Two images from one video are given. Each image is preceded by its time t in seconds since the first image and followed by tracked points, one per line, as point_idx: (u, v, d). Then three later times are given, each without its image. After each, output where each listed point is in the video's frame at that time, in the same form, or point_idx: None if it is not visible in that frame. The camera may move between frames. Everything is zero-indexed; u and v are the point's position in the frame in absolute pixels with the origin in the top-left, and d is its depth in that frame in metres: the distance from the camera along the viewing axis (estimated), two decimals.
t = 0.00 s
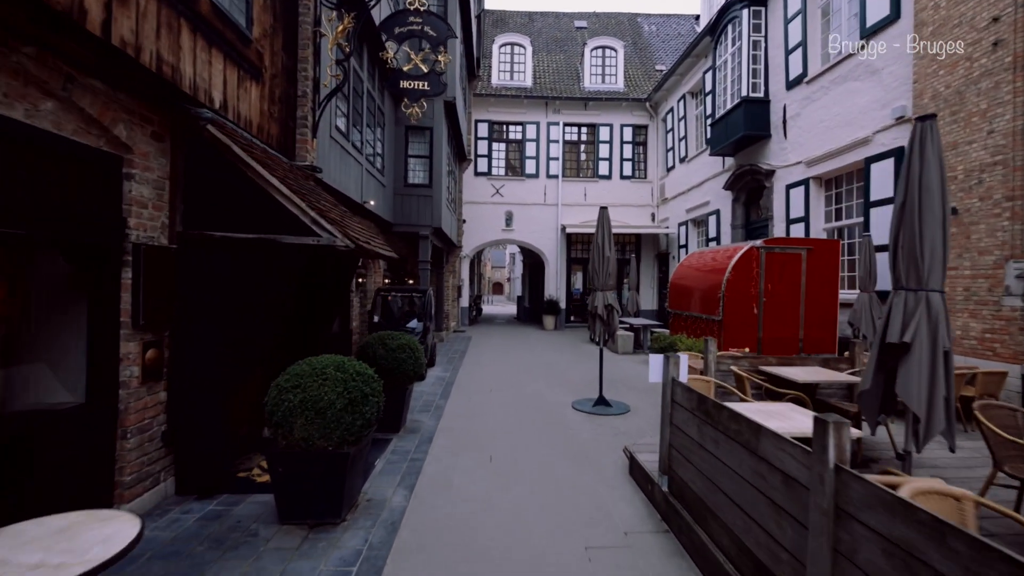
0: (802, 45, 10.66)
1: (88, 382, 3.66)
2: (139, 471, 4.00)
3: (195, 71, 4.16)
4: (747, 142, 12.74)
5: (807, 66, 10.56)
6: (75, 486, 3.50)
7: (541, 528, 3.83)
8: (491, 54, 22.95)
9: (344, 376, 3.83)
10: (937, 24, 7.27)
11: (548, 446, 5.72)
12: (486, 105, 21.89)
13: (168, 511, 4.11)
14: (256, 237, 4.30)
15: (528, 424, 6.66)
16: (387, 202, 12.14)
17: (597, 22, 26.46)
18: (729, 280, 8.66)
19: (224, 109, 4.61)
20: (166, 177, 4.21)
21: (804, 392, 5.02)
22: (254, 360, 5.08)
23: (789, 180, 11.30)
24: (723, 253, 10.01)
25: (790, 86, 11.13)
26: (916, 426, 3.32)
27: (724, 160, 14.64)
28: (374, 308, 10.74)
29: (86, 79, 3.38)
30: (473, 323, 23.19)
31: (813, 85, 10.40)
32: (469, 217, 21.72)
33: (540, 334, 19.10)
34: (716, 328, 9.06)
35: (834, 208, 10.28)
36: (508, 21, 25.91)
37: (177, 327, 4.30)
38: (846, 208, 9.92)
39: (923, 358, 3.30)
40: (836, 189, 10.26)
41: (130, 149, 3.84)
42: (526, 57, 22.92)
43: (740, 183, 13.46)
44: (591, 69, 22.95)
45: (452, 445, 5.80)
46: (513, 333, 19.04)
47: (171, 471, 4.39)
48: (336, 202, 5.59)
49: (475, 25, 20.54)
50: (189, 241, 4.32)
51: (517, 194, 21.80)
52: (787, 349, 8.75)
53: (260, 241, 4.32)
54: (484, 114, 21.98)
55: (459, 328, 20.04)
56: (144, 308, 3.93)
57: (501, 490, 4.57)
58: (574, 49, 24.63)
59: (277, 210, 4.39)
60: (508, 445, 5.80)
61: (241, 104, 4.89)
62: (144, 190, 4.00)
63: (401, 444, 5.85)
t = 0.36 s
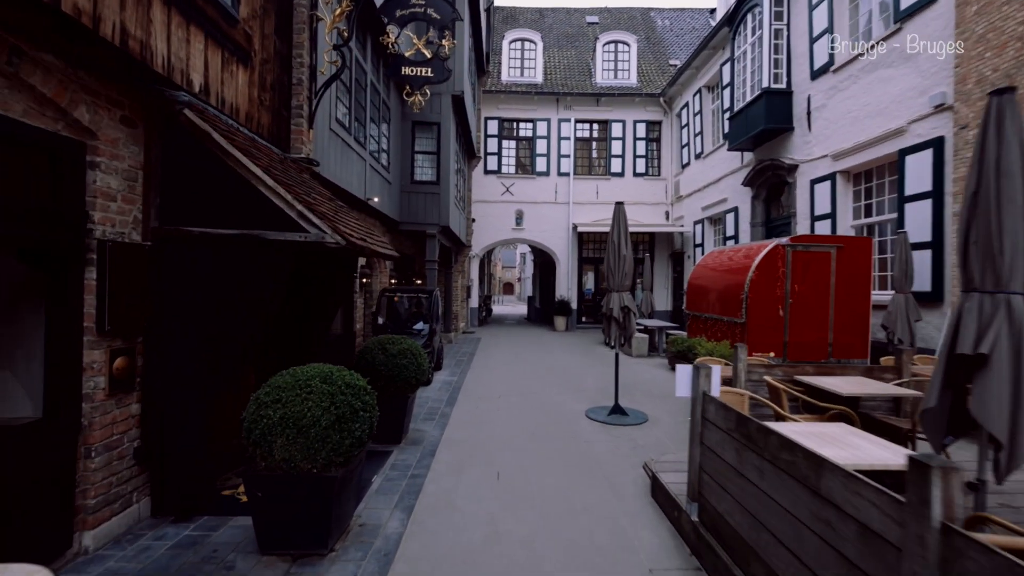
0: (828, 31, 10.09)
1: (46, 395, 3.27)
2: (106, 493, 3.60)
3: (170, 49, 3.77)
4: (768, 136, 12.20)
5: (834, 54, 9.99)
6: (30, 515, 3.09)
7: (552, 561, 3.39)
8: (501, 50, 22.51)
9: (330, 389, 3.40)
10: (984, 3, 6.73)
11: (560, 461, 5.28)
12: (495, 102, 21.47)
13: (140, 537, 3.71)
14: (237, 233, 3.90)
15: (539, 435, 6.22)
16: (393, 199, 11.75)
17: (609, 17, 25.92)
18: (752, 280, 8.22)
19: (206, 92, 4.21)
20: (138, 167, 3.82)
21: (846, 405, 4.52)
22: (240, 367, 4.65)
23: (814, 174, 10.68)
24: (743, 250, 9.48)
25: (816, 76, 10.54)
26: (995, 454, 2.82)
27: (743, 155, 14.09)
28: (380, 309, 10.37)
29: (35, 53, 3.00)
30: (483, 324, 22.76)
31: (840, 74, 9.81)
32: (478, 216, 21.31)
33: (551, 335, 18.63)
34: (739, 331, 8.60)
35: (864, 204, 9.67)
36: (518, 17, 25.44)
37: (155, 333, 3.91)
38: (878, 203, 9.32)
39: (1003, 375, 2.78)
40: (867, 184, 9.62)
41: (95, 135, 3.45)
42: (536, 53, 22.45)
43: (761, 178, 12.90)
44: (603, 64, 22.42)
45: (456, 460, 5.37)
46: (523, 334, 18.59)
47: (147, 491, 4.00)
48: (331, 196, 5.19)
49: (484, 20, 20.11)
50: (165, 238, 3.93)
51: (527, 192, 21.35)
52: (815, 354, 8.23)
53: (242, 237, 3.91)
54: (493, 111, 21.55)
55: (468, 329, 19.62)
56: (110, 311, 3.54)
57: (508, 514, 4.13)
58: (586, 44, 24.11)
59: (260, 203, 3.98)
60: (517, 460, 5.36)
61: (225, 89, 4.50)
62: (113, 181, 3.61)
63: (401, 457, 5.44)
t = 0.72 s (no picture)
0: (855, 17, 9.79)
1: None
2: (68, 519, 3.16)
3: (138, 21, 3.34)
4: (788, 130, 11.73)
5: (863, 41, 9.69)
6: None
7: None
8: (509, 47, 22.09)
9: (314, 404, 2.97)
10: None
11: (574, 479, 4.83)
12: (503, 100, 21.04)
13: (104, 569, 3.26)
14: (214, 227, 3.48)
15: (549, 448, 5.79)
16: (397, 197, 11.34)
17: (618, 13, 25.41)
18: (778, 280, 7.86)
19: (182, 75, 3.80)
20: (104, 153, 3.39)
21: (894, 421, 4.08)
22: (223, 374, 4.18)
23: (839, 169, 10.46)
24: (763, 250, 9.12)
25: (841, 65, 10.28)
26: None
27: (760, 151, 13.57)
28: (382, 312, 9.87)
29: None
30: (490, 326, 22.34)
31: (868, 61, 9.59)
32: (485, 216, 20.88)
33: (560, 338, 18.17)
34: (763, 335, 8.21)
35: (893, 200, 9.45)
36: (526, 14, 25.00)
37: (126, 340, 3.50)
38: (910, 198, 9.08)
39: None
40: (897, 177, 9.39)
41: (50, 115, 3.02)
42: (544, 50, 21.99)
43: (780, 174, 12.41)
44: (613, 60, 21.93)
45: (461, 476, 4.95)
46: (531, 336, 18.14)
47: (116, 514, 3.55)
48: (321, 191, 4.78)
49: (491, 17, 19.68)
50: (137, 233, 3.51)
51: (535, 192, 20.91)
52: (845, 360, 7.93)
53: (219, 232, 3.50)
54: (500, 109, 21.13)
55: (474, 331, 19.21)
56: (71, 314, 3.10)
57: (518, 542, 3.69)
58: (595, 41, 23.66)
59: (241, 193, 3.57)
60: (526, 478, 4.92)
61: (208, 71, 4.09)
62: (73, 170, 3.18)
63: (400, 474, 5.01)
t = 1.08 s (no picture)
0: (883, 2, 9.36)
1: None
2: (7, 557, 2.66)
3: None
4: (809, 123, 11.21)
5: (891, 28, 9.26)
6: None
7: None
8: (517, 42, 21.66)
9: (289, 426, 2.56)
10: None
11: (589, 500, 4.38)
12: (511, 97, 20.62)
13: None
14: (181, 220, 3.06)
15: (561, 462, 5.33)
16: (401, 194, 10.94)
17: (628, 8, 24.88)
18: (804, 280, 7.38)
19: (150, 50, 3.35)
20: (58, 136, 2.90)
21: (954, 441, 3.60)
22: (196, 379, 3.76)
23: (864, 164, 9.94)
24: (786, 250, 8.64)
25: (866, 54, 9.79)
26: None
27: (777, 146, 13.06)
28: (385, 313, 9.41)
29: None
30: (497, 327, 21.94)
31: (896, 49, 9.14)
32: (492, 215, 20.47)
33: (569, 339, 17.70)
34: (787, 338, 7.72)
35: (924, 195, 8.94)
36: (534, 10, 24.57)
37: (82, 343, 2.98)
38: (943, 193, 8.59)
39: None
40: (928, 171, 8.88)
41: None
42: (553, 46, 21.54)
43: (800, 169, 11.87)
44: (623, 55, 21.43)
45: (464, 496, 4.51)
46: (540, 338, 17.69)
47: (73, 546, 3.04)
48: (311, 183, 4.36)
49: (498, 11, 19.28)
50: (96, 227, 3.03)
51: (543, 190, 20.46)
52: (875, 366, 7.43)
53: (187, 226, 3.08)
54: (508, 106, 20.71)
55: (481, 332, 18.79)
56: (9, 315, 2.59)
57: None
58: (604, 37, 23.15)
59: (213, 181, 3.13)
60: (536, 499, 4.47)
61: (182, 48, 3.67)
62: (19, 153, 2.68)
63: (398, 493, 4.58)
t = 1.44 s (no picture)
0: None
1: None
2: None
3: None
4: (829, 115, 10.66)
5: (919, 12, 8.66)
6: None
7: None
8: (523, 38, 21.18)
9: (243, 459, 2.10)
10: None
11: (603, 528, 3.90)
12: (518, 93, 20.16)
13: None
14: (125, 208, 2.59)
15: (570, 480, 4.85)
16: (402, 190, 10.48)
17: (637, 3, 24.32)
18: (831, 279, 6.87)
19: (95, 12, 2.90)
20: None
21: None
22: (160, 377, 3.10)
23: (889, 157, 9.38)
24: (809, 248, 8.10)
25: (892, 41, 9.23)
26: None
27: (795, 140, 12.50)
28: (384, 315, 8.96)
29: None
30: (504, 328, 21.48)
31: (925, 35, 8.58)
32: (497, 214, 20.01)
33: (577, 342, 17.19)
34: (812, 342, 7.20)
35: (956, 189, 8.38)
36: (541, 5, 24.08)
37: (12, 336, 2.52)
38: (977, 187, 8.01)
39: None
40: (961, 165, 8.30)
41: None
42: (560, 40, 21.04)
43: (819, 164, 11.31)
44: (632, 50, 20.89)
45: (463, 521, 4.04)
46: (547, 340, 17.19)
47: None
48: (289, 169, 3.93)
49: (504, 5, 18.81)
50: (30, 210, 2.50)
51: (550, 188, 19.97)
52: (908, 372, 6.90)
53: (131, 216, 2.61)
54: (514, 102, 20.25)
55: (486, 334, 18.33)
56: None
57: None
58: (613, 32, 22.62)
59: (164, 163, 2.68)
60: (544, 525, 3.98)
61: (139, 15, 3.23)
62: None
63: (389, 517, 4.11)
